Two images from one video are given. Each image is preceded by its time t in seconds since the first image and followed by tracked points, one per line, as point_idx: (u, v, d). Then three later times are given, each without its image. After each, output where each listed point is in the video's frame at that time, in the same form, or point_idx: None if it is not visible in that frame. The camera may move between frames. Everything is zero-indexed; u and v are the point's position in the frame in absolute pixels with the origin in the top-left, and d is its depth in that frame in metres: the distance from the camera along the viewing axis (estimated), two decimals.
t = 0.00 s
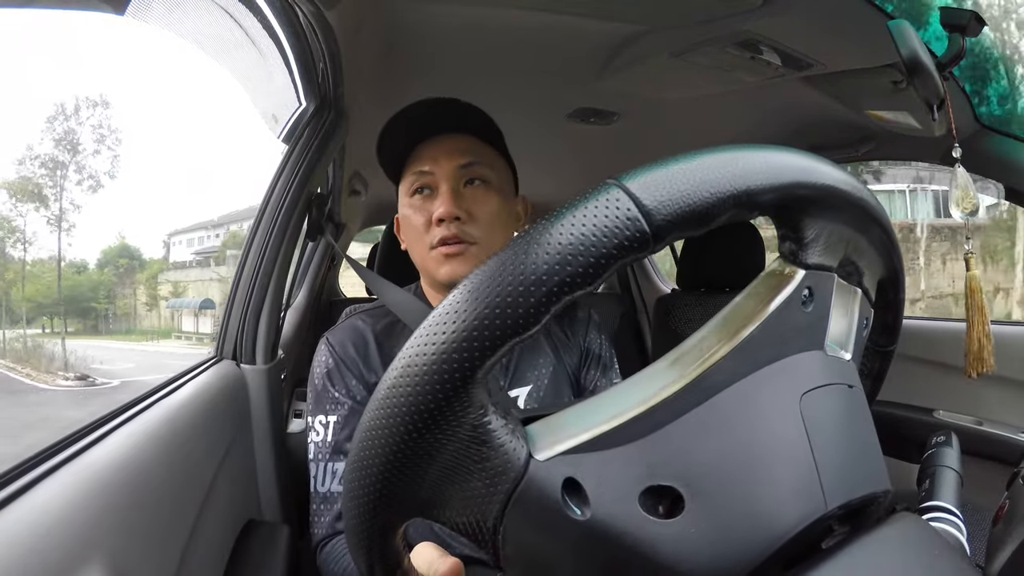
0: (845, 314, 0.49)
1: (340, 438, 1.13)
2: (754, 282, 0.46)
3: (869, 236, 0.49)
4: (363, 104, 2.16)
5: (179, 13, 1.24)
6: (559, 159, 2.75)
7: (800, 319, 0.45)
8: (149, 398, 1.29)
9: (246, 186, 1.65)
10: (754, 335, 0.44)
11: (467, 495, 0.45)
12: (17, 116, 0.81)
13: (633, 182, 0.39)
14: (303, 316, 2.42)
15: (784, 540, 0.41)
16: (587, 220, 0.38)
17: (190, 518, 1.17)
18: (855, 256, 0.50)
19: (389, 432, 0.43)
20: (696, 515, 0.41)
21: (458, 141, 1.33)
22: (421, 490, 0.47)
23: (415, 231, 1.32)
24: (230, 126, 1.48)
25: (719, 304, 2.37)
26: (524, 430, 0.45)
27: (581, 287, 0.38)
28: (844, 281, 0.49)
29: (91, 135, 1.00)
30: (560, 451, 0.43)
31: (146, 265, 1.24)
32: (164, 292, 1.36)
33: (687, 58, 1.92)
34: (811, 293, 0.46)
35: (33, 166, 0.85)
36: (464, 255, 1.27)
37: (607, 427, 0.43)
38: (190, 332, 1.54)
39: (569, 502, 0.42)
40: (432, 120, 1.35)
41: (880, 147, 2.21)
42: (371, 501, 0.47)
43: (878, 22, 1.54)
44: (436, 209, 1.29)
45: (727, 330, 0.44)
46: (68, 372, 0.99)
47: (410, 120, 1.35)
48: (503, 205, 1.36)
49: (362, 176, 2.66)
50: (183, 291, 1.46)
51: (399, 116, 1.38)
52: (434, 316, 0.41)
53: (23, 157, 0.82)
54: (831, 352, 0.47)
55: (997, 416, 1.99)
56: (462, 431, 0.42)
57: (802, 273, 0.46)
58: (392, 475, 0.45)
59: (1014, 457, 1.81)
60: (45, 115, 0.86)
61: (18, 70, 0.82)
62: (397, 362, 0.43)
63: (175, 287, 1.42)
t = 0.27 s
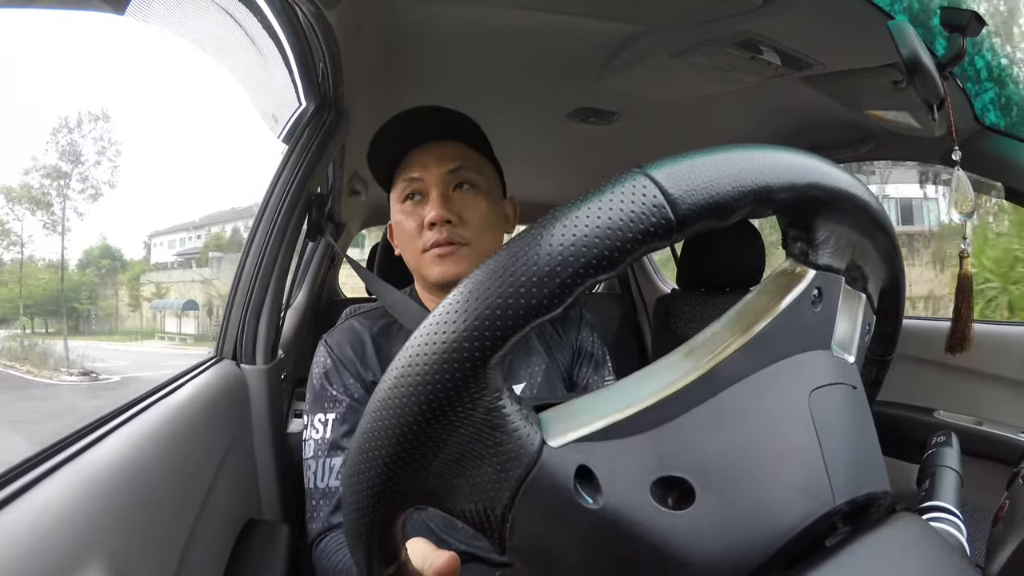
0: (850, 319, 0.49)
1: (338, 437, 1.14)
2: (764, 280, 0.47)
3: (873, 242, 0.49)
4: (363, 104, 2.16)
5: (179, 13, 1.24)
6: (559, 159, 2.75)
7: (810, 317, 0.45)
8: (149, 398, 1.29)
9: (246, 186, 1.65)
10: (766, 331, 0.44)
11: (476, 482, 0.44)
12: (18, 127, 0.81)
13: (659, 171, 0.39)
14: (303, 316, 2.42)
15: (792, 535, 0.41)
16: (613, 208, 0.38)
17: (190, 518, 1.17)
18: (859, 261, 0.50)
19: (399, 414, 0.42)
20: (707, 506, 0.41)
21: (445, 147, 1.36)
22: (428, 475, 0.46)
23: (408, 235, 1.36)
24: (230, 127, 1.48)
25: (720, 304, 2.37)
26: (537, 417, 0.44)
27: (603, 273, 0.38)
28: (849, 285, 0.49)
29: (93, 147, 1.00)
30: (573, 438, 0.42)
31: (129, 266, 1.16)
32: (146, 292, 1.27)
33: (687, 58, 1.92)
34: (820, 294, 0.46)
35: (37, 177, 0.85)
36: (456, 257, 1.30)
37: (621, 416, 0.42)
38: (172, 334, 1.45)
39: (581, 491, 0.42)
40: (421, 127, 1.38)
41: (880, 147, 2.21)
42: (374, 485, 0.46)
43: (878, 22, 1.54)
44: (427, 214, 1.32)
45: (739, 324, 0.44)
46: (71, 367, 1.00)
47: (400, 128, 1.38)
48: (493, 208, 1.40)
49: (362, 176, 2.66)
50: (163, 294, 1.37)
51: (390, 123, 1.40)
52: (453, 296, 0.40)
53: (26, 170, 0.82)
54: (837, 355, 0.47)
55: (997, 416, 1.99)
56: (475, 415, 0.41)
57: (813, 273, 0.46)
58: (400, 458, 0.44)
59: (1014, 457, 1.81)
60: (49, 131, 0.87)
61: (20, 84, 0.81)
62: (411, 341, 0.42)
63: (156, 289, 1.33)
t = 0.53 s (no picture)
0: (852, 321, 0.49)
1: (342, 430, 1.16)
2: (771, 280, 0.47)
3: (878, 246, 0.50)
4: (363, 104, 2.16)
5: (179, 12, 1.24)
6: (559, 159, 2.75)
7: (816, 316, 0.45)
8: (149, 398, 1.28)
9: (245, 186, 1.65)
10: (773, 328, 0.44)
11: (482, 473, 0.43)
12: (19, 131, 0.81)
13: (676, 165, 0.40)
14: (303, 316, 2.42)
15: (796, 530, 0.41)
16: (631, 198, 0.38)
17: (190, 519, 1.17)
18: (863, 264, 0.50)
19: (407, 401, 0.42)
20: (713, 500, 0.41)
21: (459, 158, 1.41)
22: (432, 465, 0.45)
23: (421, 241, 1.40)
24: (230, 127, 1.48)
25: (720, 304, 2.37)
26: (547, 407, 0.44)
27: (619, 264, 0.38)
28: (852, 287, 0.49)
29: (94, 153, 1.00)
30: (584, 429, 0.42)
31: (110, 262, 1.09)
32: (129, 290, 1.19)
33: (687, 58, 1.92)
34: (826, 294, 0.46)
35: (39, 179, 0.85)
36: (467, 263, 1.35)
37: (632, 406, 0.42)
38: (156, 331, 1.36)
39: (590, 483, 0.41)
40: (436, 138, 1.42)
41: (880, 147, 2.21)
42: (378, 474, 0.46)
43: (877, 22, 1.54)
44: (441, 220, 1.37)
45: (748, 320, 0.44)
46: (72, 361, 1.00)
47: (417, 138, 1.42)
48: (503, 217, 1.45)
49: (362, 176, 2.66)
50: (147, 291, 1.28)
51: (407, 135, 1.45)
52: (464, 283, 0.40)
53: (30, 171, 0.83)
54: (840, 355, 0.47)
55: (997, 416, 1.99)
56: (484, 403, 0.41)
57: (820, 274, 0.46)
58: (405, 446, 0.44)
59: (1014, 457, 1.81)
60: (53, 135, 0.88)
61: (24, 89, 0.82)
62: (422, 329, 0.42)
63: (139, 287, 1.24)
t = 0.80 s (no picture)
0: (851, 322, 0.49)
1: (341, 421, 1.16)
2: (771, 281, 0.47)
3: (877, 246, 0.50)
4: (363, 104, 2.16)
5: (179, 12, 1.24)
6: (559, 159, 2.75)
7: (815, 316, 0.45)
8: (150, 397, 1.28)
9: (245, 186, 1.65)
10: (772, 329, 0.44)
11: (480, 476, 0.43)
12: (17, 132, 0.80)
13: (673, 167, 0.40)
14: (303, 316, 2.42)
15: (795, 529, 0.41)
16: (626, 200, 0.38)
17: (190, 518, 1.17)
18: (863, 264, 0.50)
19: (405, 403, 0.42)
20: (712, 500, 0.41)
21: (469, 157, 1.43)
22: (431, 468, 0.45)
23: (432, 238, 1.39)
24: (229, 128, 1.48)
25: (720, 304, 2.37)
26: (545, 410, 0.44)
27: (616, 266, 0.38)
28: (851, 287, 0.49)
29: (91, 165, 0.99)
30: (582, 431, 0.42)
31: (86, 263, 1.01)
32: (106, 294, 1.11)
33: (687, 58, 1.92)
34: (824, 294, 0.46)
35: (39, 189, 0.85)
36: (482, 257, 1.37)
37: (630, 408, 0.42)
38: (137, 332, 1.27)
39: (588, 485, 0.41)
40: (445, 138, 1.44)
41: (880, 147, 2.21)
42: (376, 478, 0.46)
43: (878, 21, 1.54)
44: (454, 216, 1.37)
45: (746, 321, 0.44)
46: (71, 360, 0.99)
47: (426, 138, 1.43)
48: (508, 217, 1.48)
49: (362, 176, 2.66)
50: (126, 293, 1.18)
51: (415, 135, 1.46)
52: (461, 287, 0.40)
53: (30, 181, 0.82)
54: (839, 356, 0.47)
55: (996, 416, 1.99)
56: (481, 406, 0.41)
57: (819, 274, 0.46)
58: (403, 450, 0.44)
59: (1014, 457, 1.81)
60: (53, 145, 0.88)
61: (22, 99, 0.82)
62: (419, 332, 0.42)
63: (118, 290, 1.16)
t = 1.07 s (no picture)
0: (842, 312, 0.49)
1: (344, 417, 1.16)
2: (745, 284, 0.45)
3: (865, 230, 0.48)
4: (363, 104, 2.16)
5: (179, 12, 1.24)
6: (558, 159, 2.75)
7: (790, 320, 0.44)
8: (150, 398, 1.28)
9: (245, 185, 1.65)
10: (745, 340, 0.43)
11: (461, 506, 0.46)
12: (18, 136, 0.80)
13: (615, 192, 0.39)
14: (303, 316, 2.42)
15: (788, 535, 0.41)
16: (568, 233, 0.38)
17: (190, 518, 1.17)
18: (848, 252, 0.48)
19: (384, 439, 0.44)
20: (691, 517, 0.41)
21: (469, 159, 1.43)
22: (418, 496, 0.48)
23: (433, 239, 1.39)
24: (229, 129, 1.48)
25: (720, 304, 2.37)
26: (516, 441, 0.45)
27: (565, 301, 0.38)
28: (839, 277, 0.48)
29: (87, 175, 0.98)
30: (550, 460, 0.43)
31: (67, 265, 0.95)
32: (89, 295, 1.04)
33: (687, 58, 1.92)
34: (803, 294, 0.45)
35: (38, 199, 0.85)
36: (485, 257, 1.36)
37: (595, 436, 0.43)
38: (122, 333, 1.20)
39: (560, 511, 0.43)
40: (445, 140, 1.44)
41: (880, 147, 2.21)
42: (366, 519, 0.49)
43: (878, 21, 1.54)
44: (456, 217, 1.37)
45: (718, 333, 0.43)
46: (67, 358, 0.99)
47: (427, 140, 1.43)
48: (509, 217, 1.48)
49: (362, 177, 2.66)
50: (110, 294, 1.12)
51: (417, 138, 1.46)
52: (426, 327, 0.42)
53: (30, 190, 0.82)
54: (826, 351, 0.47)
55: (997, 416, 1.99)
56: (451, 444, 0.43)
57: (795, 274, 0.44)
58: (387, 492, 0.47)
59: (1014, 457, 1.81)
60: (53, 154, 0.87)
61: (20, 103, 0.81)
62: (391, 373, 0.44)
63: (102, 291, 1.09)
